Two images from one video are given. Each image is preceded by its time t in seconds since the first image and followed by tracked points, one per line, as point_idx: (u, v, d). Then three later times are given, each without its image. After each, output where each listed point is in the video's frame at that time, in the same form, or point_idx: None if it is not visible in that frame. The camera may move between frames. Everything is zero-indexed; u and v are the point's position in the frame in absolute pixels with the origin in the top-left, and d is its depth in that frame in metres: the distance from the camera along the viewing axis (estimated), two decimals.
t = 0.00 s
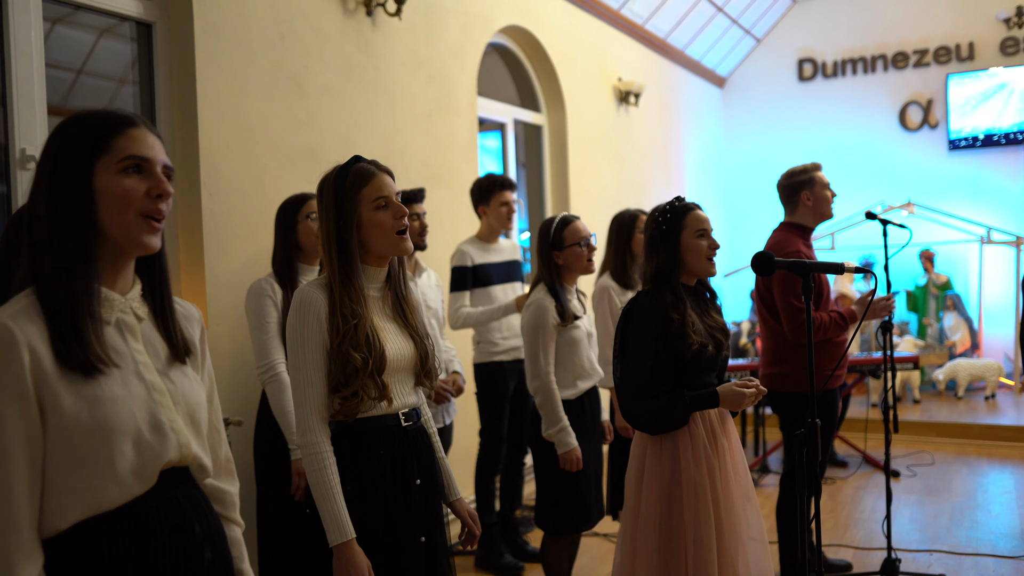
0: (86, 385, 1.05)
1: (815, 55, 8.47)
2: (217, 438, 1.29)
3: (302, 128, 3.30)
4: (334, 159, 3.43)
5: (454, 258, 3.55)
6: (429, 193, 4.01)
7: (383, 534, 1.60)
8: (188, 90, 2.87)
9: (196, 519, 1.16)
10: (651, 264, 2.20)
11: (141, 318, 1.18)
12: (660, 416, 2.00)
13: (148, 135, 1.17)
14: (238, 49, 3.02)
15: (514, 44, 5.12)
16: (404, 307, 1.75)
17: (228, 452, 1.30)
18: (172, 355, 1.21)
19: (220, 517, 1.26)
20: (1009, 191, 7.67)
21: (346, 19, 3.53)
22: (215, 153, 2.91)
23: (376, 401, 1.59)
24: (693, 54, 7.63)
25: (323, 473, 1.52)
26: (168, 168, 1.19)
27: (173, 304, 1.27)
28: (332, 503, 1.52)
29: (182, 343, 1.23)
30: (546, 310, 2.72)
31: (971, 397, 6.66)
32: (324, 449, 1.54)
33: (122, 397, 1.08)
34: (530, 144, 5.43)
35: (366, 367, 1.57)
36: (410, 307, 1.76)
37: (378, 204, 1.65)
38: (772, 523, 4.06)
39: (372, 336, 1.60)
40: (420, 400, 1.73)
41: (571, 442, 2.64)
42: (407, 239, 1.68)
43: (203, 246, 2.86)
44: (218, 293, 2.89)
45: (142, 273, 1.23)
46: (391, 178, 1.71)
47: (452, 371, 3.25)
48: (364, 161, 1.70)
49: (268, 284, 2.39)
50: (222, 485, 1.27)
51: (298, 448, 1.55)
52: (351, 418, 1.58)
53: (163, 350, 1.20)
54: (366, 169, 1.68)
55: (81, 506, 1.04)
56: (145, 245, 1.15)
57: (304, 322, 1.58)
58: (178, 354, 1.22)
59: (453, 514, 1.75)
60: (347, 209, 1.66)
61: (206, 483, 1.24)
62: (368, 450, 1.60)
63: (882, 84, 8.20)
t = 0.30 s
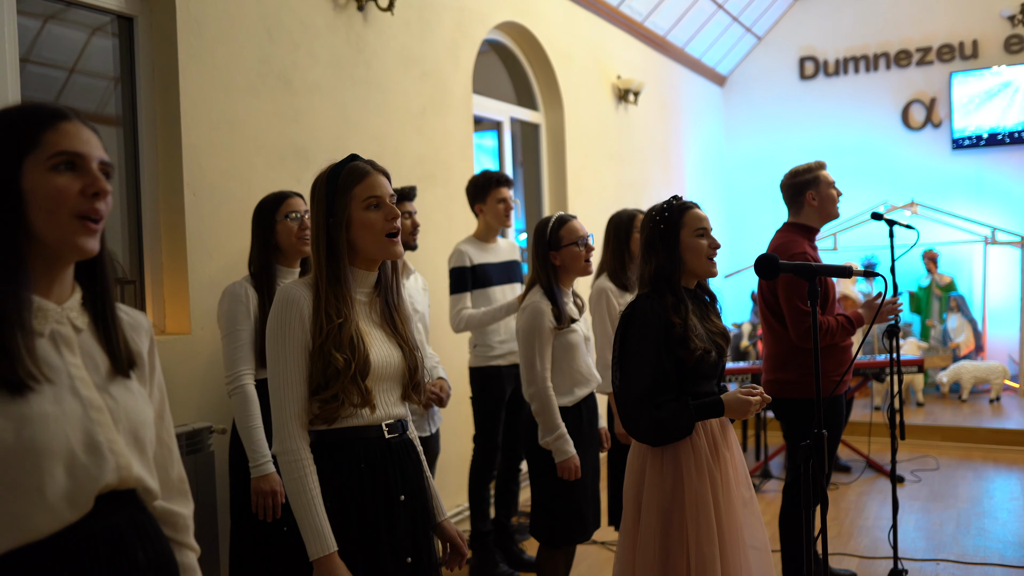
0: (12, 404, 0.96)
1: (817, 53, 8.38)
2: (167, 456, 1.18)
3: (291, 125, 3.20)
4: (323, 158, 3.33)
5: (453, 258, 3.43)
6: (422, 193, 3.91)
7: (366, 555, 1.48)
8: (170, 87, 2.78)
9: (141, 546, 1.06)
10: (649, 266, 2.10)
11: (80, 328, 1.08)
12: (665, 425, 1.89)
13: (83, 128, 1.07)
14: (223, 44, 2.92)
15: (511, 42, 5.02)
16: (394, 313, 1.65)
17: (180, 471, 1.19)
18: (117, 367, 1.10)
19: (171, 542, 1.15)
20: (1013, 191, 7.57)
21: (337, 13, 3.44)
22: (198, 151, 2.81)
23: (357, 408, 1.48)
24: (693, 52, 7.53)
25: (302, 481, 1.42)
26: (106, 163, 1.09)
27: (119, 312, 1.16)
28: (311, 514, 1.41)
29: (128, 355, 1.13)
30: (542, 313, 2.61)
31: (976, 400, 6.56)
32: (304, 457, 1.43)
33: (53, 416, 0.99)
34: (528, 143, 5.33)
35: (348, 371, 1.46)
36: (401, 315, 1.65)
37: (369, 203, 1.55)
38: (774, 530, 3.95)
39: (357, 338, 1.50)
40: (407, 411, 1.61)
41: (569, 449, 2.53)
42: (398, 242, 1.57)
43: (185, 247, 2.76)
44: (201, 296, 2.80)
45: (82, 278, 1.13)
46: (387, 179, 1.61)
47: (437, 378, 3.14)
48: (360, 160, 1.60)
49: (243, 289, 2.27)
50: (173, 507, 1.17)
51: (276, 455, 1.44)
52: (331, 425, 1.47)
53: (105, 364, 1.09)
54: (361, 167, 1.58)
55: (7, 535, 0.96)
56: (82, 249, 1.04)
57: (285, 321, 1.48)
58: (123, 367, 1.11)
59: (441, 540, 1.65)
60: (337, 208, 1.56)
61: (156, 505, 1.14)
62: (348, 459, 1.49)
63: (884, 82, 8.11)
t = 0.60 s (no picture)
0: None
1: (818, 50, 8.28)
2: (110, 474, 1.09)
3: (278, 122, 3.11)
4: (312, 155, 3.24)
5: (447, 257, 3.31)
6: (415, 191, 3.82)
7: None
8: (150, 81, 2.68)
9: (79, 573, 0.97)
10: (644, 268, 2.00)
11: (7, 339, 0.98)
12: (662, 439, 1.80)
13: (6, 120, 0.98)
14: (207, 36, 2.83)
15: (507, 37, 4.93)
16: (376, 320, 1.55)
17: (125, 489, 1.11)
18: (50, 380, 1.01)
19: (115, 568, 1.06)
20: (1017, 190, 7.47)
21: (326, 7, 3.34)
22: (180, 148, 2.72)
23: (331, 418, 1.38)
24: (693, 49, 7.44)
25: (269, 497, 1.34)
26: (33, 158, 1.00)
27: (53, 319, 1.06)
28: (280, 531, 1.33)
29: (63, 365, 1.03)
30: (535, 315, 2.52)
31: (980, 402, 6.47)
32: (273, 471, 1.34)
33: None
34: (524, 141, 5.24)
35: (322, 379, 1.37)
36: (382, 321, 1.55)
37: (350, 204, 1.45)
38: (777, 537, 3.85)
39: (332, 344, 1.40)
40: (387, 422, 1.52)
41: (563, 457, 2.43)
42: (380, 246, 1.47)
43: (167, 247, 2.67)
44: (182, 299, 2.70)
45: (10, 282, 1.03)
46: (371, 179, 1.51)
47: (421, 386, 3.10)
48: (342, 158, 1.50)
49: (215, 290, 2.17)
50: (117, 528, 1.08)
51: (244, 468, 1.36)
52: (304, 435, 1.38)
53: (36, 376, 0.99)
54: (342, 166, 1.48)
55: None
56: (7, 252, 0.96)
57: (255, 326, 1.38)
58: (58, 378, 1.01)
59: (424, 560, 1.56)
60: (316, 208, 1.46)
61: (99, 528, 1.05)
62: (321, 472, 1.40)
63: (886, 80, 8.01)
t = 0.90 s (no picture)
0: None
1: (820, 48, 8.21)
2: (61, 488, 1.04)
3: (267, 118, 3.03)
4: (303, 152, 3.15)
5: (442, 254, 3.21)
6: (410, 190, 3.74)
7: None
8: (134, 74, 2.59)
9: None
10: (649, 265, 1.91)
11: None
12: (676, 447, 1.71)
13: None
14: (193, 30, 2.74)
15: (504, 34, 4.84)
16: (350, 323, 1.47)
17: (77, 503, 1.05)
18: None
19: None
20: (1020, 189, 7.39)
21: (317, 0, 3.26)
22: (165, 144, 2.63)
23: (297, 428, 1.31)
24: (693, 47, 7.36)
25: (229, 514, 1.26)
26: None
27: None
28: (240, 552, 1.25)
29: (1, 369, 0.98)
30: (531, 316, 2.43)
31: (984, 404, 6.38)
32: (232, 485, 1.27)
33: None
34: (522, 139, 5.16)
35: (286, 387, 1.29)
36: (357, 323, 1.48)
37: (317, 199, 1.38)
38: (780, 542, 3.77)
39: (298, 350, 1.33)
40: (362, 430, 1.44)
41: (560, 462, 2.35)
42: (350, 243, 1.40)
43: (151, 245, 2.59)
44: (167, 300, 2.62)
45: None
46: (342, 174, 1.44)
47: (409, 379, 3.05)
48: (312, 151, 1.43)
49: (187, 291, 2.08)
50: (69, 546, 1.03)
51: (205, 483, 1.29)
52: (268, 446, 1.31)
53: None
54: (311, 159, 1.41)
55: None
56: None
57: (216, 331, 1.31)
58: None
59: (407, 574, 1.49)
60: (283, 204, 1.39)
61: (49, 546, 1.00)
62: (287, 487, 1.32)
63: (888, 78, 7.93)
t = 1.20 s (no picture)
0: None
1: (822, 46, 8.14)
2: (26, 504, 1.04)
3: (259, 114, 2.95)
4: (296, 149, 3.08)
5: (438, 260, 3.13)
6: (407, 187, 3.66)
7: None
8: (121, 70, 2.51)
9: None
10: (651, 265, 1.83)
11: None
12: (699, 460, 1.64)
13: None
14: (183, 23, 2.67)
15: (503, 30, 4.77)
16: (316, 328, 1.41)
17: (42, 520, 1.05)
18: None
19: None
20: None
21: None
22: (154, 141, 2.56)
23: (261, 444, 1.24)
24: (695, 45, 7.29)
25: (187, 545, 1.19)
26: None
27: None
28: None
29: None
30: (530, 316, 2.36)
31: (989, 405, 6.31)
32: (190, 514, 1.21)
33: None
34: (521, 136, 5.08)
35: (247, 399, 1.22)
36: (323, 327, 1.42)
37: (277, 194, 1.32)
38: (785, 547, 3.70)
39: (259, 359, 1.26)
40: (333, 441, 1.38)
41: (559, 467, 2.27)
42: (311, 241, 1.34)
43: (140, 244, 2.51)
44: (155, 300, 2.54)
45: None
46: (303, 168, 1.38)
47: (410, 378, 2.98)
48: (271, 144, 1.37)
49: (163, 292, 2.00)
50: (31, 563, 1.04)
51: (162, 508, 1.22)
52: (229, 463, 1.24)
53: None
54: (270, 152, 1.35)
55: None
56: None
57: (169, 342, 1.23)
58: None
59: None
60: (241, 201, 1.33)
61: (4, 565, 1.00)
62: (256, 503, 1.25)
63: (891, 76, 7.86)
